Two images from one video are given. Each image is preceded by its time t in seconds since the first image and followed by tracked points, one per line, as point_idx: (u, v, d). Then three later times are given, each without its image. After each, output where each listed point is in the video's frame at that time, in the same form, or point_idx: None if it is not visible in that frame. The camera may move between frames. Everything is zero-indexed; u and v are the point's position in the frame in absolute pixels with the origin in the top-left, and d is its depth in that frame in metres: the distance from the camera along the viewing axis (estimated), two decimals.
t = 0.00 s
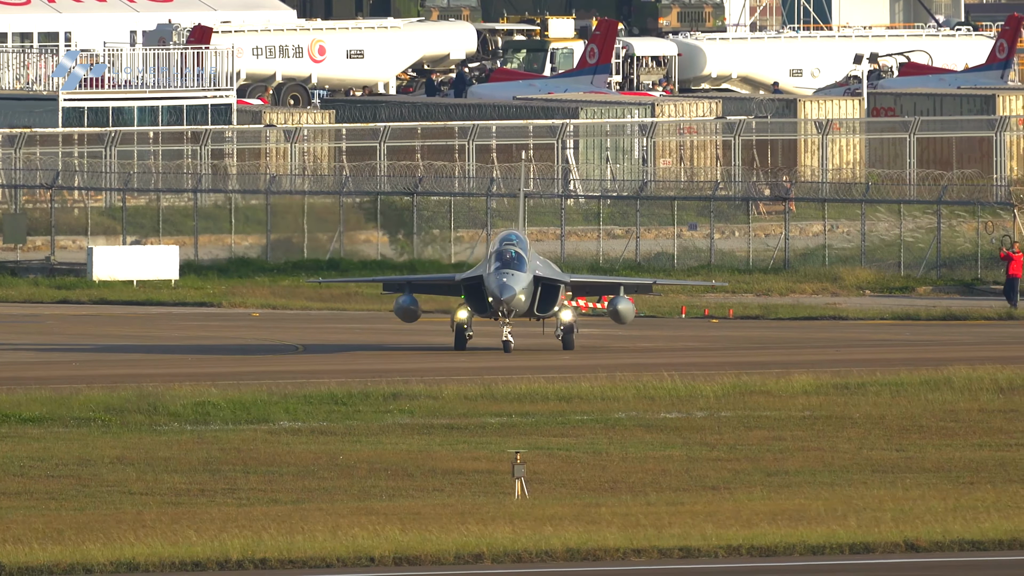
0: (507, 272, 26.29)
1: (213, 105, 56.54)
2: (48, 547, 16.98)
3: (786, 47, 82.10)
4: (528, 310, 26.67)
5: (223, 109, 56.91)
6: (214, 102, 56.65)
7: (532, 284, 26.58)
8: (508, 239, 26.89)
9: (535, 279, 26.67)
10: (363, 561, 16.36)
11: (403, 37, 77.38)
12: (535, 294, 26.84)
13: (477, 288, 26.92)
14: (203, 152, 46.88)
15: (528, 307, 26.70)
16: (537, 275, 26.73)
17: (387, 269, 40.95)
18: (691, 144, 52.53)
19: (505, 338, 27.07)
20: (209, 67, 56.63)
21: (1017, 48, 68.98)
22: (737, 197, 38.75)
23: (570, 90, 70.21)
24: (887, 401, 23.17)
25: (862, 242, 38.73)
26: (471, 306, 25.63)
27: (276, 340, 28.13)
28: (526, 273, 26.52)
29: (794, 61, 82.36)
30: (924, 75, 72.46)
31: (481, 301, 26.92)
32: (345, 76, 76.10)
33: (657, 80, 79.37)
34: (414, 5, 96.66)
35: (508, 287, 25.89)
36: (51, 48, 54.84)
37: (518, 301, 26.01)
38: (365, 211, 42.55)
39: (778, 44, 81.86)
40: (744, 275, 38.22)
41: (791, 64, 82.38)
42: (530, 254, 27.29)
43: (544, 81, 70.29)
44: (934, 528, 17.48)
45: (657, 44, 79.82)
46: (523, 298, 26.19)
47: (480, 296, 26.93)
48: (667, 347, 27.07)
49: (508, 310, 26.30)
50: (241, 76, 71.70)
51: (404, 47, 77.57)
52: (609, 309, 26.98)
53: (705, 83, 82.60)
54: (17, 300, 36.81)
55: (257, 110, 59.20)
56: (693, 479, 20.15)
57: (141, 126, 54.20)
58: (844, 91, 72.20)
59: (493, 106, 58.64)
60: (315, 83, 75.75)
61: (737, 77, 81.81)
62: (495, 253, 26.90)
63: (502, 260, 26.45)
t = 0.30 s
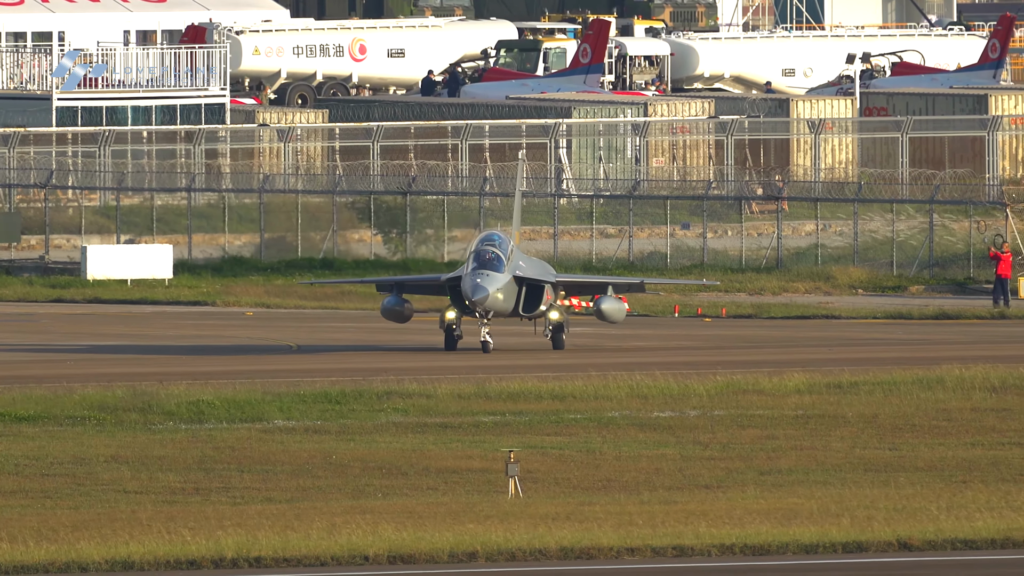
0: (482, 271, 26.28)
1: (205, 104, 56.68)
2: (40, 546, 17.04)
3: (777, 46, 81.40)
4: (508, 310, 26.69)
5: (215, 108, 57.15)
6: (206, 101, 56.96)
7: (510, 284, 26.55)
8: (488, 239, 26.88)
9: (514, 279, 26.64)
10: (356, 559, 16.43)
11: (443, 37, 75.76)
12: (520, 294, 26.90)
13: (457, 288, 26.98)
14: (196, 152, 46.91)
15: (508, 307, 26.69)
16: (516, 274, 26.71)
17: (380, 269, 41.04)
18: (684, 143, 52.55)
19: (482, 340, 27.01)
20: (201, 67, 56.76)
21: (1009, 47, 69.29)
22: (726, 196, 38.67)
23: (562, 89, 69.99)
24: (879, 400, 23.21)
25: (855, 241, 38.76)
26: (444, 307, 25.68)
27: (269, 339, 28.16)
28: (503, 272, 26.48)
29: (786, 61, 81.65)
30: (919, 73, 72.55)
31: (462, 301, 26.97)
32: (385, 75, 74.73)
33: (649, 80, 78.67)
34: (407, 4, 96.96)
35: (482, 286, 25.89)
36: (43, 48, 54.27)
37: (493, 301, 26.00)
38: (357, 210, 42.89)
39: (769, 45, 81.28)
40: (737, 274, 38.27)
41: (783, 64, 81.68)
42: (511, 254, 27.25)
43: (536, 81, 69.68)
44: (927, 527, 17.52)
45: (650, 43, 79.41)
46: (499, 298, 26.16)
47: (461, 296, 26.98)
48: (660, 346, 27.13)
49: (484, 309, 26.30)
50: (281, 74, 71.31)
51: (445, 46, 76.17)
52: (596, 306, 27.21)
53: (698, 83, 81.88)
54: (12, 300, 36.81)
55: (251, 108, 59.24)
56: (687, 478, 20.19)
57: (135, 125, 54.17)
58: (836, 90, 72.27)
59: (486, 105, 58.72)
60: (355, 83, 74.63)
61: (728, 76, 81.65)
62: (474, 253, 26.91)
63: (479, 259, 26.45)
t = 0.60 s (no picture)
0: (462, 272, 26.46)
1: (206, 104, 56.65)
2: (42, 543, 17.12)
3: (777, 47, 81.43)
4: (490, 309, 26.88)
5: (218, 108, 56.92)
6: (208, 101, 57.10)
7: (491, 284, 26.72)
8: (471, 239, 27.06)
9: (495, 279, 26.80)
10: (356, 558, 16.50)
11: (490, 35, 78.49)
12: (507, 294, 27.11)
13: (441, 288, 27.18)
14: (198, 152, 46.90)
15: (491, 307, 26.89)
16: (500, 274, 26.88)
17: (382, 267, 41.14)
18: (684, 142, 52.59)
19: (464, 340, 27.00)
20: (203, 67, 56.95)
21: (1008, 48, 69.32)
22: (727, 196, 38.74)
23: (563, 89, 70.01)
24: (879, 399, 23.26)
25: (854, 241, 38.79)
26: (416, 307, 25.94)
27: (270, 338, 28.21)
28: (483, 272, 26.65)
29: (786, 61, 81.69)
30: (917, 74, 72.65)
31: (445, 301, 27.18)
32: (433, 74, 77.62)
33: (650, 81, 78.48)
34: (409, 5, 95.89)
35: (458, 287, 26.07)
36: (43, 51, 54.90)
37: (471, 301, 26.19)
38: (359, 210, 42.96)
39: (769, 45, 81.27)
40: (737, 273, 38.31)
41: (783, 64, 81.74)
42: (496, 253, 27.39)
43: (537, 81, 69.72)
44: (927, 525, 17.59)
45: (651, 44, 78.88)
46: (478, 298, 26.34)
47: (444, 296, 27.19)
48: (659, 345, 27.21)
49: (463, 309, 26.50)
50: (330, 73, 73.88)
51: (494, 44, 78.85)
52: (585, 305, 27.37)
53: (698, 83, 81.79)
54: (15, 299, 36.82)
55: (251, 108, 59.28)
56: (688, 477, 20.27)
57: (136, 125, 54.17)
58: (837, 90, 72.37)
59: (485, 104, 58.86)
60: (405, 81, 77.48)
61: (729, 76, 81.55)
62: (457, 254, 27.10)
63: (459, 260, 26.64)
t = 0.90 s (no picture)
0: (447, 272, 26.49)
1: (218, 104, 56.64)
2: (57, 541, 17.20)
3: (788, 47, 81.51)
4: (479, 310, 26.97)
5: (229, 108, 56.88)
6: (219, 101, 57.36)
7: (481, 284, 26.78)
8: (460, 239, 27.11)
9: (484, 279, 26.82)
10: (369, 555, 16.60)
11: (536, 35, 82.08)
12: (501, 294, 27.27)
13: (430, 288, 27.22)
14: (210, 152, 47.00)
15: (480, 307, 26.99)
16: (489, 273, 26.90)
17: (393, 267, 41.23)
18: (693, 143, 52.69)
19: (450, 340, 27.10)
20: (214, 67, 57.10)
21: (1017, 48, 69.23)
22: (737, 194, 38.59)
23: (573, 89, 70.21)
24: (889, 397, 23.34)
25: (863, 240, 38.89)
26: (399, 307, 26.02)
27: (281, 336, 28.31)
28: (470, 272, 26.66)
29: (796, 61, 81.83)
30: (922, 75, 72.66)
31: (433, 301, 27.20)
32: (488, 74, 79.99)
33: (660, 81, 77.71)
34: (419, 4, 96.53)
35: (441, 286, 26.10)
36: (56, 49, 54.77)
37: (453, 301, 26.18)
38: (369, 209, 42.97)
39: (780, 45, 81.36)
40: (747, 272, 38.38)
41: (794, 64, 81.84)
42: (488, 254, 27.41)
43: (547, 81, 69.88)
44: (936, 523, 17.66)
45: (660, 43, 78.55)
46: (463, 298, 26.34)
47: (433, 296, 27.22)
48: (668, 344, 27.30)
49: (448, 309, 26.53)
50: (389, 71, 76.46)
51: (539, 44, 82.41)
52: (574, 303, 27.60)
53: (707, 83, 81.06)
54: (27, 297, 36.88)
55: (262, 108, 59.38)
56: (698, 475, 20.35)
57: (147, 125, 54.32)
58: (846, 91, 72.50)
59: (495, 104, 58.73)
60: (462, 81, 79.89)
61: (738, 76, 80.94)
62: (447, 254, 27.16)
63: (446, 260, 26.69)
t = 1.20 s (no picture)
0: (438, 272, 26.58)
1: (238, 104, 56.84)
2: (80, 540, 17.22)
3: (806, 47, 81.47)
4: (475, 310, 27.08)
5: (249, 108, 56.95)
6: (240, 102, 56.53)
7: (477, 284, 26.90)
8: (456, 240, 27.21)
9: (480, 279, 26.93)
10: (390, 553, 16.65)
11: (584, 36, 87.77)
12: (501, 295, 27.40)
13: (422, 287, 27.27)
14: (230, 151, 47.12)
15: (477, 307, 27.11)
16: (484, 274, 26.97)
17: (415, 266, 41.31)
18: (712, 143, 52.73)
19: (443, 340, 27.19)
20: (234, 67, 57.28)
21: None
22: (756, 194, 38.46)
23: (592, 90, 70.35)
24: (908, 397, 23.38)
25: (881, 239, 38.94)
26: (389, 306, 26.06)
27: (302, 335, 28.39)
28: (464, 272, 26.77)
29: (814, 61, 81.84)
30: (935, 75, 72.55)
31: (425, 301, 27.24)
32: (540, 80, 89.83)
33: (680, 81, 76.83)
34: (442, 5, 102.66)
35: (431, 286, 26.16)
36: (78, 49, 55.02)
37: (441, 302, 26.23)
38: (390, 209, 43.02)
39: (798, 45, 81.18)
40: (765, 272, 38.41)
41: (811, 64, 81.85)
42: (484, 255, 27.53)
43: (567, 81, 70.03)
44: (954, 522, 17.68)
45: (680, 43, 77.54)
46: (452, 299, 26.39)
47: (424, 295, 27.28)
48: (687, 343, 27.35)
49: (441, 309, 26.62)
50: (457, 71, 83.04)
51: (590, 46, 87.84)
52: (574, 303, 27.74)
53: (726, 83, 80.76)
54: (49, 296, 36.97)
55: (283, 108, 59.47)
56: (717, 474, 20.40)
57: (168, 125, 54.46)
58: (864, 91, 72.54)
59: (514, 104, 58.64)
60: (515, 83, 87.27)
61: (756, 76, 80.67)
62: (442, 254, 27.24)
63: (438, 260, 26.78)
